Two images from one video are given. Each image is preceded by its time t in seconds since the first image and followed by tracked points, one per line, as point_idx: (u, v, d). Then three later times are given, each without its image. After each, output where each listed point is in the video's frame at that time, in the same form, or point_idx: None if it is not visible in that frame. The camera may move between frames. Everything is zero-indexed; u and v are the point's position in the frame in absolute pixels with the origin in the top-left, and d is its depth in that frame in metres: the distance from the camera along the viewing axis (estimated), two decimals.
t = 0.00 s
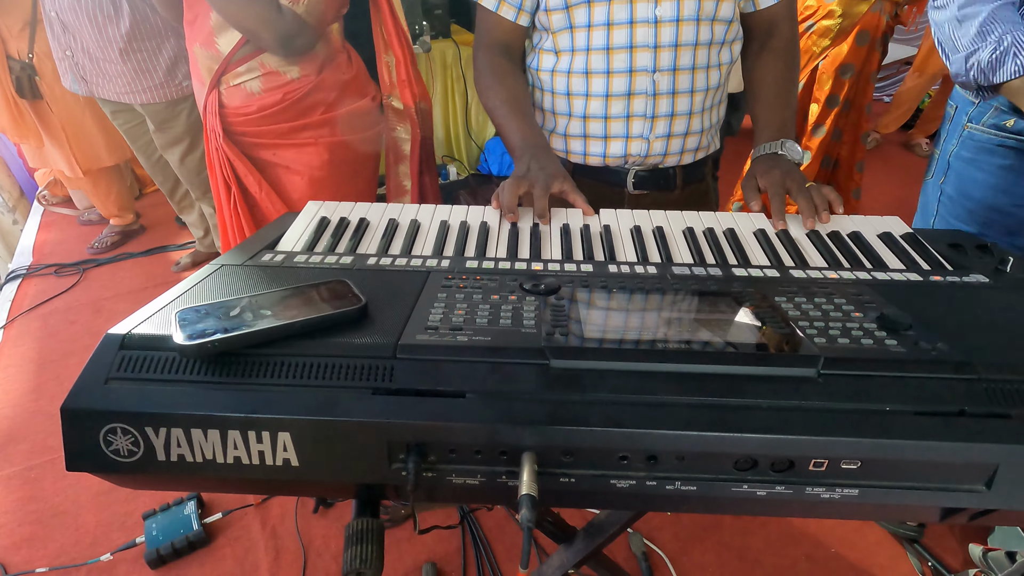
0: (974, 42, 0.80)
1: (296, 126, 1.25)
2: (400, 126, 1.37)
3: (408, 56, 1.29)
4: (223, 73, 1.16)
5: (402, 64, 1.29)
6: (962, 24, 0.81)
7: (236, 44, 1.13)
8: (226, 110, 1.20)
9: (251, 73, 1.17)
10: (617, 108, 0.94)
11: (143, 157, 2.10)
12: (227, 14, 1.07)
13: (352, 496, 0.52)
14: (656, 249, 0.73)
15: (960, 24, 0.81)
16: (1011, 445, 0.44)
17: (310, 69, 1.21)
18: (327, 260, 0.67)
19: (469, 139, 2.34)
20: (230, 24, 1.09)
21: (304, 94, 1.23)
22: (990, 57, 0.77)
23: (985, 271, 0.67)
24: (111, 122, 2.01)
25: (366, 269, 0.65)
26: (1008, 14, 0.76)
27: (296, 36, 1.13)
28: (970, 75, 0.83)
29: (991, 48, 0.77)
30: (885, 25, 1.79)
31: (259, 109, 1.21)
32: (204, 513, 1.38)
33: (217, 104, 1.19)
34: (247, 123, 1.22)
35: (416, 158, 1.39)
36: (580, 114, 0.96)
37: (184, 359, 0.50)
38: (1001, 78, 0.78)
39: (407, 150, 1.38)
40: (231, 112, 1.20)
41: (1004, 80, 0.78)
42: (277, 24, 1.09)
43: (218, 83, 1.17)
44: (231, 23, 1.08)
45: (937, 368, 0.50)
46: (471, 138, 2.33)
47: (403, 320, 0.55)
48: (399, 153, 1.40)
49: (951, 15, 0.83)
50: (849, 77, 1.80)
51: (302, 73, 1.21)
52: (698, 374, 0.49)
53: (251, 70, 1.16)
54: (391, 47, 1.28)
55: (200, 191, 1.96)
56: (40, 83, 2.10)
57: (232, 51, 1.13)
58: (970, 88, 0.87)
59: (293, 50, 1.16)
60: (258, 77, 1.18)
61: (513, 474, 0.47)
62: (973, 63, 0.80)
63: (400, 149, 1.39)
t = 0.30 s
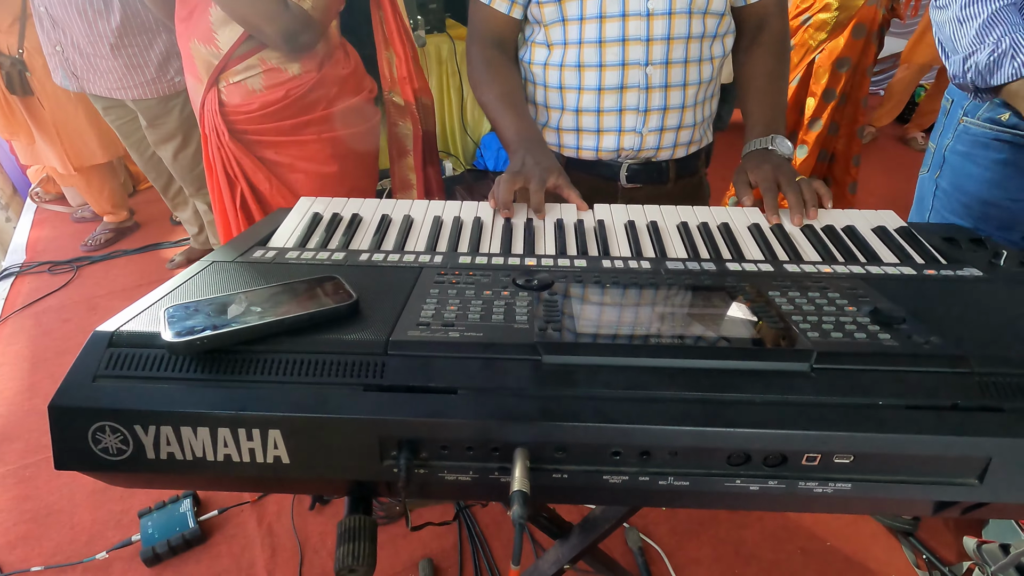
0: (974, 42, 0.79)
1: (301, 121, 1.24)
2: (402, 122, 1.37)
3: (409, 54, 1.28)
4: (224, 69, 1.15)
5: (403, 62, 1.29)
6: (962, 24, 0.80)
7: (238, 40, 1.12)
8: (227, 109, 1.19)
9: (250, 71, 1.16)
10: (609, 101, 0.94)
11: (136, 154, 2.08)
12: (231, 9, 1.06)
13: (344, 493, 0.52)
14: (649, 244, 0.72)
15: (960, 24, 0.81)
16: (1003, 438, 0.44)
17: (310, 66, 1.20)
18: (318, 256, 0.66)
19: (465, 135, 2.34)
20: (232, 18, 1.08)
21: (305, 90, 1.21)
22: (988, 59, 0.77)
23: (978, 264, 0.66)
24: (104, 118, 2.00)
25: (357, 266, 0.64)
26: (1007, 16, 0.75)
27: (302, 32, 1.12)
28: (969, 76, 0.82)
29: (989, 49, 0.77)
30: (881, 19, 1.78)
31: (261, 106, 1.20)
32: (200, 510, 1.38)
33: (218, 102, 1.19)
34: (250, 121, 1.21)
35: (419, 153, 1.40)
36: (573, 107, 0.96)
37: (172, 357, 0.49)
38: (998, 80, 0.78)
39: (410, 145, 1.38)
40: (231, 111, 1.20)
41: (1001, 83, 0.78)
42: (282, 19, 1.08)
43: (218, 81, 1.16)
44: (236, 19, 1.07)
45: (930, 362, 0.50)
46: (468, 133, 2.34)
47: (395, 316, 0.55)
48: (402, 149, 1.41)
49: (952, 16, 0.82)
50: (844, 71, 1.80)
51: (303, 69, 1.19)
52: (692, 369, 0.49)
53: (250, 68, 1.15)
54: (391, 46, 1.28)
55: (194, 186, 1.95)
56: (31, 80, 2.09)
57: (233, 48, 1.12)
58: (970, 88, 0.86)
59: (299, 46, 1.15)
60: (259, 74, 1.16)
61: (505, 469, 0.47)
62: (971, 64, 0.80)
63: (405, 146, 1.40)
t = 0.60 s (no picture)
0: (964, 37, 0.79)
1: (319, 120, 1.24)
2: (407, 117, 1.36)
3: (416, 50, 1.28)
4: (239, 69, 1.14)
5: (409, 58, 1.27)
6: (953, 18, 0.79)
7: (254, 39, 1.10)
8: (244, 110, 1.18)
9: (266, 71, 1.15)
10: (603, 98, 0.93)
11: (130, 151, 2.07)
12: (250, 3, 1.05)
13: (338, 495, 0.51)
14: (645, 242, 0.72)
15: (951, 18, 0.80)
16: (999, 438, 0.44)
17: (325, 64, 1.20)
18: (312, 256, 0.66)
19: (462, 131, 2.34)
20: (250, 16, 1.07)
21: (323, 89, 1.21)
22: (979, 55, 0.76)
23: (974, 262, 0.66)
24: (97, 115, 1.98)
25: (351, 265, 0.64)
26: (998, 11, 0.75)
27: (323, 32, 1.13)
28: (957, 71, 0.82)
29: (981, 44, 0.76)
30: (878, 14, 1.77)
31: (278, 107, 1.20)
32: (197, 509, 1.38)
33: (233, 103, 1.17)
34: (266, 120, 1.20)
35: (425, 147, 1.40)
36: (566, 104, 0.95)
37: (163, 360, 0.49)
38: (989, 76, 0.77)
39: (415, 140, 1.38)
40: (248, 111, 1.18)
41: (992, 78, 0.77)
42: (306, 18, 1.09)
43: (232, 81, 1.15)
44: (257, 16, 1.07)
45: (925, 361, 0.49)
46: (464, 130, 2.33)
47: (389, 317, 0.54)
48: (408, 143, 1.40)
49: (943, 8, 0.81)
50: (841, 67, 1.79)
51: (319, 68, 1.19)
52: (687, 370, 0.49)
53: (265, 68, 1.15)
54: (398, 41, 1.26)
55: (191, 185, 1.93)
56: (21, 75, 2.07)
57: (250, 46, 1.11)
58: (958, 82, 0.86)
59: (319, 46, 1.15)
60: (275, 74, 1.16)
61: (499, 470, 0.47)
62: (961, 59, 0.80)
63: (410, 139, 1.39)
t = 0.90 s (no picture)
0: (963, 29, 0.78)
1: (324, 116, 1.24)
2: (422, 108, 1.36)
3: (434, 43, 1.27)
4: (264, 64, 1.14)
5: (428, 50, 1.27)
6: (951, 10, 0.80)
7: (280, 33, 1.10)
8: (269, 105, 1.19)
9: (291, 67, 1.16)
10: (599, 96, 0.93)
11: (125, 149, 2.06)
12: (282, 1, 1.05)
13: (337, 492, 0.51)
14: (643, 238, 0.72)
15: (949, 10, 0.80)
16: (996, 432, 0.44)
17: (349, 58, 1.21)
18: (309, 253, 0.66)
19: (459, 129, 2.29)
20: (279, 11, 1.07)
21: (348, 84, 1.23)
22: (979, 44, 0.76)
23: (972, 256, 0.66)
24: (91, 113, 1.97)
25: (348, 262, 0.64)
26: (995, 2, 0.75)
27: (350, 26, 1.14)
28: (956, 63, 0.81)
29: (979, 34, 0.76)
30: (876, 9, 1.77)
31: (302, 102, 1.21)
32: (195, 507, 1.38)
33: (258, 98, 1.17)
34: (291, 116, 1.21)
35: (438, 140, 1.38)
36: (562, 102, 0.95)
37: (160, 359, 0.49)
38: (988, 67, 0.77)
39: (428, 133, 1.37)
40: (272, 106, 1.19)
41: (991, 69, 0.77)
42: (335, 14, 1.10)
43: (258, 77, 1.15)
44: (287, 11, 1.07)
45: (923, 356, 0.49)
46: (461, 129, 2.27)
47: (387, 314, 0.54)
48: (420, 135, 1.40)
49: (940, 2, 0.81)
50: (839, 62, 1.79)
51: (342, 63, 1.20)
52: (686, 365, 0.49)
53: (289, 64, 1.15)
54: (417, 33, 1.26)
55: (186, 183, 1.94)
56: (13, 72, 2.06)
57: (275, 42, 1.11)
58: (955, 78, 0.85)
59: (345, 40, 1.16)
60: (299, 69, 1.17)
61: (498, 467, 0.47)
62: (961, 50, 0.79)
63: (422, 133, 1.39)
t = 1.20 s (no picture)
0: (955, 20, 0.79)
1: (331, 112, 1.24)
2: (441, 103, 1.46)
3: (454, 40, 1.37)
4: (295, 63, 1.15)
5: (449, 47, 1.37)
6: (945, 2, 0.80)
7: (312, 30, 1.12)
8: (302, 103, 1.20)
9: (322, 64, 1.17)
10: (594, 93, 0.93)
11: (121, 147, 2.05)
12: None
13: (337, 492, 0.51)
14: (641, 236, 0.72)
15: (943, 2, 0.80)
16: (993, 428, 0.45)
17: (376, 54, 1.23)
18: (307, 252, 0.65)
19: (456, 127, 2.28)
20: (310, 7, 1.08)
21: (376, 78, 1.25)
22: (968, 36, 0.76)
23: (969, 252, 0.66)
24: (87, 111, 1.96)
25: (346, 261, 0.64)
26: None
27: (379, 21, 1.16)
28: (947, 55, 0.82)
29: (970, 24, 0.76)
30: (873, 5, 1.77)
31: (333, 99, 1.23)
32: (194, 506, 1.37)
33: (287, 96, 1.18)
34: (322, 113, 1.23)
35: (453, 135, 1.50)
36: (557, 99, 0.95)
37: (158, 359, 0.48)
38: (976, 59, 0.77)
39: (445, 126, 1.48)
40: (304, 103, 1.20)
41: (979, 61, 0.77)
42: (367, 10, 1.12)
43: (290, 75, 1.16)
44: (318, 7, 1.08)
45: (921, 353, 0.50)
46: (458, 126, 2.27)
47: (385, 313, 0.54)
48: (436, 129, 1.52)
49: None
50: (836, 59, 1.79)
51: (370, 58, 1.23)
52: (685, 363, 0.49)
53: (320, 61, 1.17)
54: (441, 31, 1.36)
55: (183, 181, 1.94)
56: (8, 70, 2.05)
57: (306, 40, 1.13)
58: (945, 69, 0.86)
59: (374, 34, 1.18)
60: (329, 67, 1.18)
61: (497, 465, 0.47)
62: (951, 42, 0.79)
63: (439, 126, 1.50)
